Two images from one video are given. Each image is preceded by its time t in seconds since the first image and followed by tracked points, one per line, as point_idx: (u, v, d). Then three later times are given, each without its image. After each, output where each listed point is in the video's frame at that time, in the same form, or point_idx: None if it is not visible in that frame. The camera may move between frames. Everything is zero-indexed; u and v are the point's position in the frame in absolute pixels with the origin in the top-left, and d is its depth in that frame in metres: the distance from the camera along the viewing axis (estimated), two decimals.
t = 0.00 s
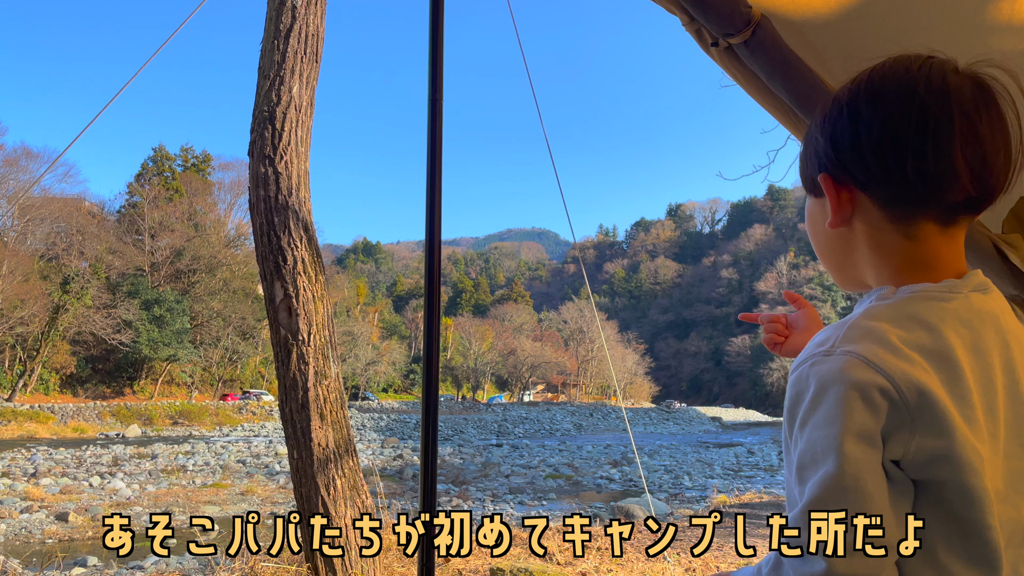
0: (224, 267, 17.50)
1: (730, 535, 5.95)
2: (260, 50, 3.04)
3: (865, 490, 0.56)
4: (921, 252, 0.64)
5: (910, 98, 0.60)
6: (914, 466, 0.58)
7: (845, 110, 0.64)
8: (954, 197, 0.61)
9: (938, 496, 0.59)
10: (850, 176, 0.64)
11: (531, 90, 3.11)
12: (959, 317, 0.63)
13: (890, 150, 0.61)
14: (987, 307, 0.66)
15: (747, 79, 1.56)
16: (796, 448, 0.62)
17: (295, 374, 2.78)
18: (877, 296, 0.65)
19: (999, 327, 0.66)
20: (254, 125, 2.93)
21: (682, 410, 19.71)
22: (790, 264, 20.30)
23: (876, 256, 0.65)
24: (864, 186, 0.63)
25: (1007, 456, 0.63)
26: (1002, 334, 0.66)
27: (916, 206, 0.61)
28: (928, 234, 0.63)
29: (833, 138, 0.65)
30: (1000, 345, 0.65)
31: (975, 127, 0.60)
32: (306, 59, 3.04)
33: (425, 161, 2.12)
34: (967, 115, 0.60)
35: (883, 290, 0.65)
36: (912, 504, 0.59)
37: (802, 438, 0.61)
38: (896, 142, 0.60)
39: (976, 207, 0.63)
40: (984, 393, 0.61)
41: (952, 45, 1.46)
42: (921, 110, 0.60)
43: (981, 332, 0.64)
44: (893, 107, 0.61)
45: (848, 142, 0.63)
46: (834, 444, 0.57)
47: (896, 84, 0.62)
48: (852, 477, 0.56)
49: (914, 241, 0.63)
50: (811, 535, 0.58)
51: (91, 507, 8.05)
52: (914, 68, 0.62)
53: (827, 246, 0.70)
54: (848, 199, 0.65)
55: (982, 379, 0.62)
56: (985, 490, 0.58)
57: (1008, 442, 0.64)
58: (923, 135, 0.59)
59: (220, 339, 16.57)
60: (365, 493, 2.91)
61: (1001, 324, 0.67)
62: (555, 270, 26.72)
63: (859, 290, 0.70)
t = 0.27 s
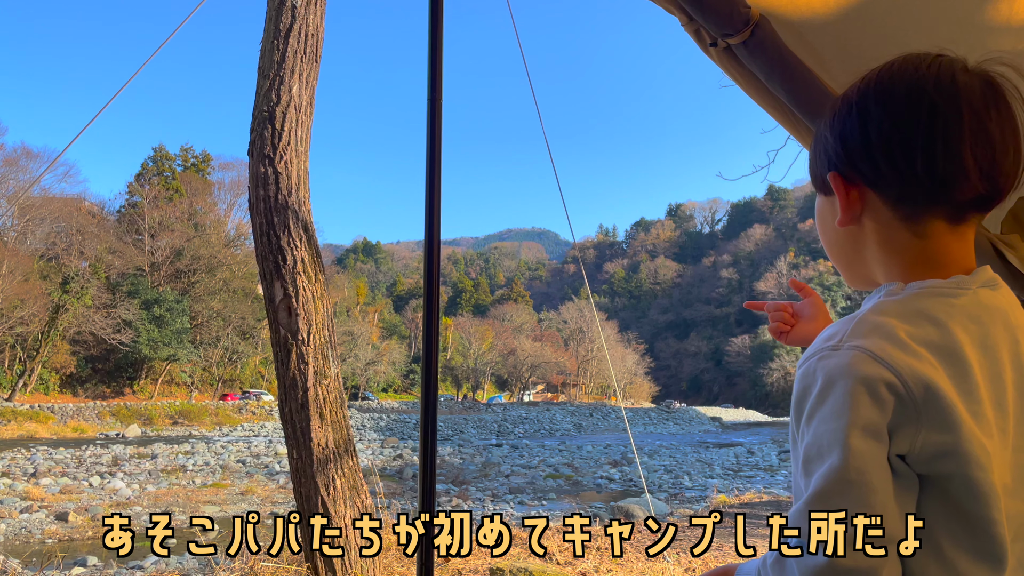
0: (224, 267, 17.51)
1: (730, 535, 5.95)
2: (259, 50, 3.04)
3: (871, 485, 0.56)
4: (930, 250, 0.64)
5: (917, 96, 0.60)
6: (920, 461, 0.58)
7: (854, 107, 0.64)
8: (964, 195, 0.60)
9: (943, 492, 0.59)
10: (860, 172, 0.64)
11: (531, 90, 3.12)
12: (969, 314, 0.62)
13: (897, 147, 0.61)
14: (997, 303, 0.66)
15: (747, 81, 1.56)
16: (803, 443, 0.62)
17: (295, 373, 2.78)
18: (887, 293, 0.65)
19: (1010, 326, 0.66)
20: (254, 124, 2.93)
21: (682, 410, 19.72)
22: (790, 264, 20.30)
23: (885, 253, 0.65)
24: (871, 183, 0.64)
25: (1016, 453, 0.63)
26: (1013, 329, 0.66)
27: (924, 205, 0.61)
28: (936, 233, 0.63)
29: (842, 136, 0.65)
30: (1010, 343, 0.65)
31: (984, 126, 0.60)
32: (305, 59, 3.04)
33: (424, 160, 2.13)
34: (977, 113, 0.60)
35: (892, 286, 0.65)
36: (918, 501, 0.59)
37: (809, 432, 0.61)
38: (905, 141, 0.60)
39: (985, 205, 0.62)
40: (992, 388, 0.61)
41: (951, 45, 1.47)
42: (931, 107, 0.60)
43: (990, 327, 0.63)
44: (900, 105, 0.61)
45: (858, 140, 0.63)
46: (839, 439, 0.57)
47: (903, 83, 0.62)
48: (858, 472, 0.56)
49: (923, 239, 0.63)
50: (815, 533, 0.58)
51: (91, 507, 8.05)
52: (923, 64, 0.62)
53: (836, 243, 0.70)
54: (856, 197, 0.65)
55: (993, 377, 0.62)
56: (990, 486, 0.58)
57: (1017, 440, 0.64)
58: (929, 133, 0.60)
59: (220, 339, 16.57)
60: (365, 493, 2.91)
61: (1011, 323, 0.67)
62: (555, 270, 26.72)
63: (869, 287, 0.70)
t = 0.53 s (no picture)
0: (224, 267, 17.51)
1: (730, 535, 5.96)
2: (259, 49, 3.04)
3: (862, 482, 0.56)
4: (929, 249, 0.64)
5: (917, 94, 0.60)
6: (912, 457, 0.58)
7: (854, 106, 0.65)
8: (960, 194, 0.60)
9: (935, 488, 0.59)
10: (858, 170, 0.64)
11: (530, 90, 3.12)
12: (965, 313, 0.62)
13: (894, 146, 0.61)
14: (993, 303, 0.66)
15: (747, 81, 1.56)
16: (797, 437, 0.62)
17: (295, 373, 2.78)
18: (883, 290, 0.65)
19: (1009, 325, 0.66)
20: (254, 124, 2.93)
21: (681, 409, 19.73)
22: (790, 264, 20.30)
23: (884, 251, 0.65)
24: (869, 181, 0.64)
25: (1013, 452, 0.63)
26: (1010, 328, 0.66)
27: (919, 204, 0.62)
28: (936, 232, 0.63)
29: (842, 134, 0.65)
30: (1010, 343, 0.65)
31: (985, 125, 0.60)
32: (305, 58, 3.03)
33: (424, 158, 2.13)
34: (979, 113, 0.60)
35: (888, 284, 0.66)
36: (908, 497, 0.59)
37: (801, 426, 0.61)
38: (902, 140, 0.60)
39: (983, 205, 0.62)
40: (988, 389, 0.61)
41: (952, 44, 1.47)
42: (928, 107, 0.60)
43: (987, 326, 0.63)
44: (900, 102, 0.61)
45: (857, 139, 0.64)
46: (829, 433, 0.57)
47: (904, 81, 0.62)
48: (847, 467, 0.56)
49: (922, 239, 0.63)
50: (803, 528, 0.58)
51: (91, 506, 8.06)
52: (923, 63, 0.62)
53: (837, 240, 0.70)
54: (855, 195, 0.65)
55: (992, 377, 0.62)
56: (983, 482, 0.58)
57: (1015, 439, 0.63)
58: (927, 131, 0.59)
59: (220, 339, 16.58)
60: (365, 492, 2.91)
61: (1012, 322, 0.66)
62: (555, 270, 26.72)
63: (868, 285, 0.70)
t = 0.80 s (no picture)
0: (224, 267, 17.51)
1: (729, 535, 5.97)
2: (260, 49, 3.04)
3: (856, 481, 0.56)
4: (924, 247, 0.64)
5: (910, 93, 0.60)
6: (905, 454, 0.58)
7: (848, 106, 0.65)
8: (955, 193, 0.60)
9: (931, 488, 0.59)
10: (854, 169, 0.64)
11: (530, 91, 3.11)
12: (960, 311, 0.63)
13: (887, 145, 0.61)
14: (988, 299, 0.65)
15: (747, 80, 1.56)
16: (791, 437, 0.62)
17: (295, 372, 2.78)
18: (879, 289, 0.65)
19: (1005, 321, 0.66)
20: (254, 123, 2.93)
21: (682, 409, 19.74)
22: (790, 264, 20.31)
23: (881, 250, 0.65)
24: (865, 181, 0.63)
25: (1011, 450, 0.63)
26: (1006, 326, 0.66)
27: (914, 204, 0.62)
28: (930, 230, 0.63)
29: (837, 134, 0.65)
30: (1004, 340, 0.65)
31: (979, 125, 0.59)
32: (305, 58, 3.03)
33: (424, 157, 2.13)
34: (975, 111, 0.59)
35: (882, 282, 0.66)
36: (903, 495, 0.59)
37: (796, 425, 0.61)
38: (897, 140, 0.60)
39: (980, 204, 0.62)
40: (983, 388, 0.61)
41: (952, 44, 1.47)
42: (922, 107, 0.60)
43: (982, 324, 0.63)
44: (895, 102, 0.61)
45: (853, 139, 0.64)
46: (821, 432, 0.57)
47: (898, 81, 0.62)
48: (841, 466, 0.57)
49: (917, 237, 0.63)
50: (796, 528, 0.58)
51: (91, 506, 8.06)
52: (918, 61, 0.62)
53: (834, 239, 0.70)
54: (853, 194, 0.65)
55: (987, 376, 0.62)
56: (978, 481, 0.57)
57: (1012, 438, 0.63)
58: (921, 131, 0.59)
59: (220, 338, 16.59)
60: (365, 491, 2.91)
61: (1009, 319, 0.66)
62: (555, 270, 26.74)
63: (865, 283, 0.70)
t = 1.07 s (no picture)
0: (224, 266, 17.51)
1: (729, 534, 5.97)
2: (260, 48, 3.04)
3: (866, 478, 0.56)
4: (927, 246, 0.64)
5: (908, 92, 0.60)
6: (915, 452, 0.58)
7: (849, 105, 0.65)
8: (957, 192, 0.60)
9: (939, 484, 0.59)
10: (856, 166, 0.64)
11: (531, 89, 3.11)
12: (965, 309, 0.62)
13: (889, 144, 0.61)
14: (993, 297, 0.65)
15: (749, 79, 1.56)
16: (798, 435, 0.62)
17: (295, 371, 2.78)
18: (881, 287, 0.65)
19: (1008, 317, 0.66)
20: (254, 123, 2.93)
21: (682, 408, 19.75)
22: (790, 264, 20.31)
23: (884, 248, 0.65)
24: (865, 181, 0.63)
25: (1016, 446, 0.63)
26: (1010, 324, 0.66)
27: (920, 200, 0.61)
28: (932, 229, 0.63)
29: (837, 134, 0.65)
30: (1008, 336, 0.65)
31: (981, 123, 0.59)
32: (305, 57, 3.03)
33: (424, 158, 2.13)
34: (981, 108, 0.60)
35: (887, 279, 0.66)
36: (913, 491, 0.59)
37: (803, 425, 0.61)
38: (895, 138, 0.60)
39: (984, 200, 0.62)
40: (988, 384, 0.61)
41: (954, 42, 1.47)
42: (923, 106, 0.60)
43: (987, 322, 0.63)
44: (902, 100, 0.61)
45: (852, 138, 0.64)
46: (828, 432, 0.57)
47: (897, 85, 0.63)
48: (851, 464, 0.56)
49: (919, 237, 0.63)
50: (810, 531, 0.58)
51: (91, 505, 8.07)
52: (918, 57, 0.62)
53: (837, 237, 0.70)
54: (861, 190, 0.65)
55: (992, 373, 0.62)
56: (986, 479, 0.57)
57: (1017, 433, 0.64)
58: (921, 130, 0.59)
59: (220, 338, 16.60)
60: (365, 490, 2.91)
61: (1011, 316, 0.66)
62: (555, 269, 26.75)
63: (870, 282, 0.70)
